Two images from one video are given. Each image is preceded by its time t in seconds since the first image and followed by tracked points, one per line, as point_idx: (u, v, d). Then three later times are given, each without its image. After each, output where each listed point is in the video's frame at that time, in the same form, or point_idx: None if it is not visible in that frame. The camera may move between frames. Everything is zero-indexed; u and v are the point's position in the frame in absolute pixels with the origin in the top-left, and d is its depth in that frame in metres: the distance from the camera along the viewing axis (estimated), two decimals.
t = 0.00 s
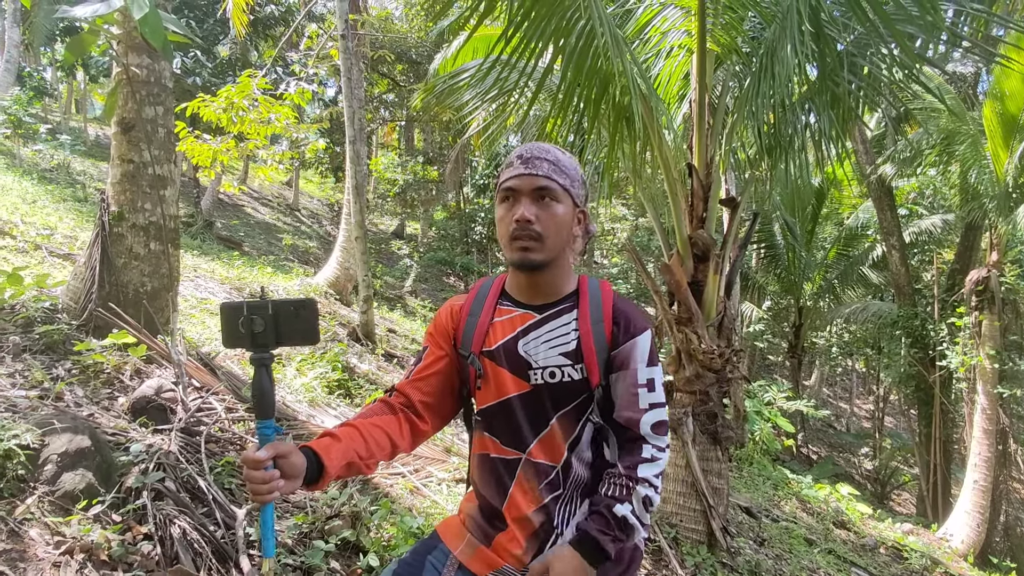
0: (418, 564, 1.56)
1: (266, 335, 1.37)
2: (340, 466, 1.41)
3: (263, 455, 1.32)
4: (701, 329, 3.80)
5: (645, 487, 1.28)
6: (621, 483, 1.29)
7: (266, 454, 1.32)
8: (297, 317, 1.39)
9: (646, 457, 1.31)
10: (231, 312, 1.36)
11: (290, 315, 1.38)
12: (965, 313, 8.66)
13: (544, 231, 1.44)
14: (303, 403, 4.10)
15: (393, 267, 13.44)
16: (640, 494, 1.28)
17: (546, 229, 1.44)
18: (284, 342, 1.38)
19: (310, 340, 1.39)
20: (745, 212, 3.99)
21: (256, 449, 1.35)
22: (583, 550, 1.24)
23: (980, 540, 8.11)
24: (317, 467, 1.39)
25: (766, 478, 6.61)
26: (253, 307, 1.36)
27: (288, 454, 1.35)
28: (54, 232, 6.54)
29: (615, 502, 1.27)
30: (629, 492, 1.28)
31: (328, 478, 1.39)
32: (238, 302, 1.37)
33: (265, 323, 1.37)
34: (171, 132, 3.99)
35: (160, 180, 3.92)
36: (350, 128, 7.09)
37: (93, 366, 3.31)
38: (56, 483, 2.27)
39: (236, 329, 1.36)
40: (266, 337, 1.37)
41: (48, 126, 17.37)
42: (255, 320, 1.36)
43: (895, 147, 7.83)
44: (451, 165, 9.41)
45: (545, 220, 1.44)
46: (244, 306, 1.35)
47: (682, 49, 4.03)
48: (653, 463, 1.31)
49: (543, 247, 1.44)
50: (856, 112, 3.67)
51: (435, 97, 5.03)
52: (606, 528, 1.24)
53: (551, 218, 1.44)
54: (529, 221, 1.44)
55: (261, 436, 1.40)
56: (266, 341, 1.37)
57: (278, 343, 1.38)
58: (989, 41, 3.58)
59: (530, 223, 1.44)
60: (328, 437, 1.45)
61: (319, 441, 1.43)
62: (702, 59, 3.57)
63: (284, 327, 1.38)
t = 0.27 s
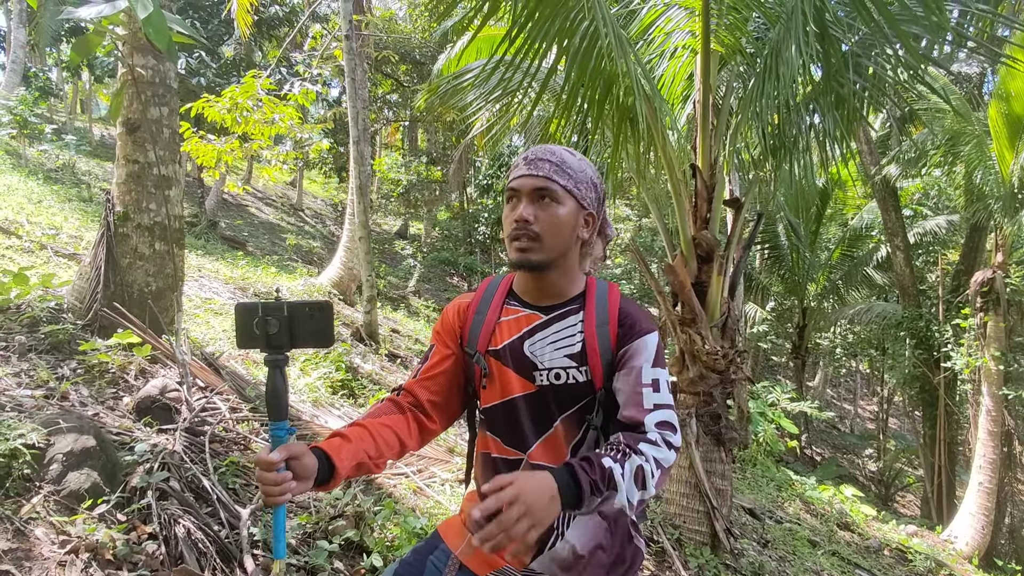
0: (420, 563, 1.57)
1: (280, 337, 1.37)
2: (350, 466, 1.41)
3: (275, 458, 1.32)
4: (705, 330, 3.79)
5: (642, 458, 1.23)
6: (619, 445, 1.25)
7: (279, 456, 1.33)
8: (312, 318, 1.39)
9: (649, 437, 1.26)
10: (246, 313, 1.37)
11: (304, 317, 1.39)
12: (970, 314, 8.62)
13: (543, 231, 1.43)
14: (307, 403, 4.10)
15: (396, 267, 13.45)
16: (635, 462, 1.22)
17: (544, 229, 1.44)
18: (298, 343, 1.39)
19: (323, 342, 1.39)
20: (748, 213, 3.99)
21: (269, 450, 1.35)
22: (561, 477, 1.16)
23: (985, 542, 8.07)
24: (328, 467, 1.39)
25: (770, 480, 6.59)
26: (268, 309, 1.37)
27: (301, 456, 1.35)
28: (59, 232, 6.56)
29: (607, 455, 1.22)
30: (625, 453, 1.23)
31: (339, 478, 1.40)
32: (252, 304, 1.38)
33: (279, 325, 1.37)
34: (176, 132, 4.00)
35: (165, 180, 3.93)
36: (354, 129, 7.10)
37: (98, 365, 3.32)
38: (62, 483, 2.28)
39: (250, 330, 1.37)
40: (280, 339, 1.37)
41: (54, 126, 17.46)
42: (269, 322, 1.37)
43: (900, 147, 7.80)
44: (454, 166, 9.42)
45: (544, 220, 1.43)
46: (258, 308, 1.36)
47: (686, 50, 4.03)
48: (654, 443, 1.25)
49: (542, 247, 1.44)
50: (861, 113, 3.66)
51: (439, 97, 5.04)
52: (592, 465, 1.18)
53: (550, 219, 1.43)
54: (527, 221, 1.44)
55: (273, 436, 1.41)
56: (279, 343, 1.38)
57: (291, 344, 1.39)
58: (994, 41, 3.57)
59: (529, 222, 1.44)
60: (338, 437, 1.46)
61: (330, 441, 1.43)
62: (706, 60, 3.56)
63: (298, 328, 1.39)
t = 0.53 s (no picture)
0: (426, 560, 1.58)
1: (289, 337, 1.37)
2: (358, 464, 1.42)
3: (284, 456, 1.33)
4: (709, 331, 3.79)
5: (617, 417, 1.21)
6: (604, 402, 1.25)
7: (288, 456, 1.34)
8: (321, 319, 1.39)
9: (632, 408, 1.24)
10: (256, 314, 1.37)
11: (313, 317, 1.39)
12: (974, 315, 8.59)
13: (550, 231, 1.44)
14: (311, 403, 4.11)
15: (399, 268, 13.47)
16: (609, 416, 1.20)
17: (551, 229, 1.44)
18: (307, 343, 1.39)
19: (332, 343, 1.39)
20: (752, 214, 3.99)
21: (277, 450, 1.36)
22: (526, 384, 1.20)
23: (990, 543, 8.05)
24: (336, 465, 1.40)
25: (773, 480, 6.58)
26: (277, 309, 1.37)
27: (308, 455, 1.36)
28: (64, 233, 6.58)
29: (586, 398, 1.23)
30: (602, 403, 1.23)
31: (347, 475, 1.40)
32: (262, 305, 1.38)
33: (288, 325, 1.37)
34: (180, 134, 4.01)
35: (169, 182, 3.94)
36: (357, 130, 7.11)
37: (103, 366, 3.33)
38: (67, 483, 2.28)
39: (260, 330, 1.38)
40: (290, 339, 1.37)
41: (58, 128, 17.52)
42: (279, 322, 1.37)
43: (904, 148, 7.78)
44: (457, 167, 9.42)
45: (552, 220, 1.44)
46: (268, 308, 1.36)
47: (690, 50, 4.02)
48: (633, 412, 1.22)
49: (548, 246, 1.45)
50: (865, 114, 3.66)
51: (442, 99, 5.04)
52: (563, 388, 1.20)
53: (557, 219, 1.44)
54: (535, 221, 1.45)
55: (282, 435, 1.41)
56: (289, 343, 1.38)
57: (301, 344, 1.39)
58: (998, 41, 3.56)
59: (536, 222, 1.45)
60: (346, 434, 1.46)
61: (338, 439, 1.44)
62: (709, 60, 3.56)
63: (307, 329, 1.39)
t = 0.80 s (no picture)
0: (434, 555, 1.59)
1: (294, 338, 1.38)
2: (365, 462, 1.42)
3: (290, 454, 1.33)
4: (711, 332, 3.79)
5: (606, 458, 1.14)
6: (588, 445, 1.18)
7: (293, 454, 1.34)
8: (327, 320, 1.39)
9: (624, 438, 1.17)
10: (263, 314, 1.38)
11: (319, 317, 1.39)
12: (976, 316, 8.58)
13: (553, 230, 1.44)
14: (313, 405, 4.12)
15: (401, 269, 13.48)
16: (596, 461, 1.14)
17: (554, 228, 1.45)
18: (312, 344, 1.39)
19: (336, 343, 1.39)
20: (754, 214, 3.99)
21: (282, 448, 1.36)
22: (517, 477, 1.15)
23: (993, 544, 8.03)
24: (341, 464, 1.39)
25: (775, 481, 6.58)
26: (283, 310, 1.37)
27: (314, 453, 1.36)
28: (66, 235, 6.59)
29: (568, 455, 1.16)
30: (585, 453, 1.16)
31: (352, 474, 1.40)
32: (268, 306, 1.39)
33: (294, 325, 1.38)
34: (182, 136, 4.02)
35: (171, 183, 3.95)
36: (359, 131, 7.11)
37: (106, 368, 3.34)
38: (71, 485, 2.29)
39: (266, 330, 1.38)
40: (295, 339, 1.38)
41: (60, 129, 17.56)
42: (284, 323, 1.37)
43: (905, 148, 7.78)
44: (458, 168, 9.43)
45: (554, 219, 1.44)
46: (274, 309, 1.37)
47: (692, 51, 4.02)
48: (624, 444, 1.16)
49: (551, 246, 1.45)
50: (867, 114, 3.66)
51: (444, 100, 5.05)
52: (542, 463, 1.14)
53: (561, 218, 1.44)
54: (538, 220, 1.46)
55: (287, 434, 1.41)
56: (294, 343, 1.38)
57: (306, 344, 1.39)
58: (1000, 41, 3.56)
59: (539, 222, 1.46)
60: (352, 433, 1.46)
61: (344, 438, 1.44)
62: (711, 61, 3.56)
63: (312, 329, 1.39)
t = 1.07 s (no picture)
0: (432, 552, 1.60)
1: (293, 341, 1.36)
2: (364, 466, 1.42)
3: (288, 458, 1.33)
4: (712, 333, 3.77)
5: (659, 528, 1.23)
6: (634, 533, 1.25)
7: (292, 456, 1.34)
8: (326, 322, 1.38)
9: (651, 490, 1.26)
10: (261, 317, 1.36)
11: (318, 320, 1.38)
12: (978, 316, 8.55)
13: (549, 231, 1.44)
14: (313, 407, 4.10)
15: (401, 271, 13.47)
16: (654, 537, 1.23)
17: (550, 229, 1.44)
18: (312, 347, 1.38)
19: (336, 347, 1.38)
20: (754, 215, 3.98)
21: (281, 450, 1.36)
22: None
23: (995, 545, 8.00)
24: (340, 467, 1.40)
25: (777, 482, 6.56)
26: (282, 312, 1.36)
27: (313, 457, 1.36)
28: (66, 238, 6.59)
29: (636, 561, 1.23)
30: (642, 545, 1.23)
31: (351, 478, 1.40)
32: (267, 309, 1.37)
33: (293, 328, 1.37)
34: (182, 138, 4.02)
35: (171, 186, 3.95)
36: (359, 133, 7.11)
37: (105, 371, 3.33)
38: (69, 489, 2.28)
39: (266, 333, 1.37)
40: (294, 342, 1.37)
41: (61, 132, 17.59)
42: (283, 326, 1.36)
43: (906, 148, 7.76)
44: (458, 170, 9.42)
45: (551, 220, 1.44)
46: (273, 312, 1.36)
47: (691, 52, 4.02)
48: (660, 497, 1.25)
49: (548, 247, 1.44)
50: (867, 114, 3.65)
51: (443, 101, 5.04)
52: None
53: (557, 219, 1.44)
54: (534, 220, 1.45)
55: (286, 436, 1.41)
56: (294, 346, 1.37)
57: (305, 348, 1.38)
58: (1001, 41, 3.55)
59: (534, 222, 1.45)
60: (351, 437, 1.47)
61: (343, 441, 1.44)
62: (710, 61, 3.56)
63: (312, 332, 1.38)
